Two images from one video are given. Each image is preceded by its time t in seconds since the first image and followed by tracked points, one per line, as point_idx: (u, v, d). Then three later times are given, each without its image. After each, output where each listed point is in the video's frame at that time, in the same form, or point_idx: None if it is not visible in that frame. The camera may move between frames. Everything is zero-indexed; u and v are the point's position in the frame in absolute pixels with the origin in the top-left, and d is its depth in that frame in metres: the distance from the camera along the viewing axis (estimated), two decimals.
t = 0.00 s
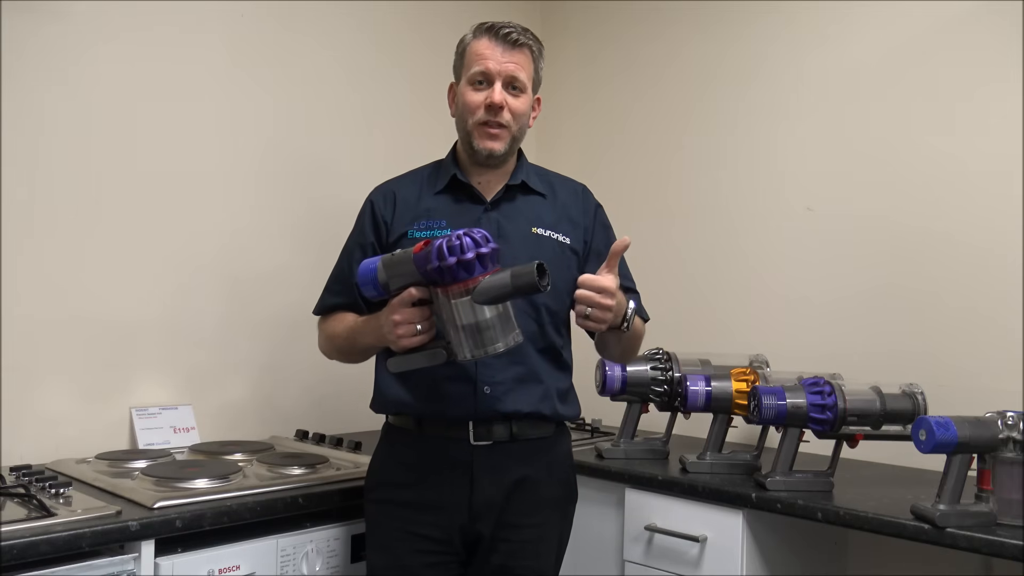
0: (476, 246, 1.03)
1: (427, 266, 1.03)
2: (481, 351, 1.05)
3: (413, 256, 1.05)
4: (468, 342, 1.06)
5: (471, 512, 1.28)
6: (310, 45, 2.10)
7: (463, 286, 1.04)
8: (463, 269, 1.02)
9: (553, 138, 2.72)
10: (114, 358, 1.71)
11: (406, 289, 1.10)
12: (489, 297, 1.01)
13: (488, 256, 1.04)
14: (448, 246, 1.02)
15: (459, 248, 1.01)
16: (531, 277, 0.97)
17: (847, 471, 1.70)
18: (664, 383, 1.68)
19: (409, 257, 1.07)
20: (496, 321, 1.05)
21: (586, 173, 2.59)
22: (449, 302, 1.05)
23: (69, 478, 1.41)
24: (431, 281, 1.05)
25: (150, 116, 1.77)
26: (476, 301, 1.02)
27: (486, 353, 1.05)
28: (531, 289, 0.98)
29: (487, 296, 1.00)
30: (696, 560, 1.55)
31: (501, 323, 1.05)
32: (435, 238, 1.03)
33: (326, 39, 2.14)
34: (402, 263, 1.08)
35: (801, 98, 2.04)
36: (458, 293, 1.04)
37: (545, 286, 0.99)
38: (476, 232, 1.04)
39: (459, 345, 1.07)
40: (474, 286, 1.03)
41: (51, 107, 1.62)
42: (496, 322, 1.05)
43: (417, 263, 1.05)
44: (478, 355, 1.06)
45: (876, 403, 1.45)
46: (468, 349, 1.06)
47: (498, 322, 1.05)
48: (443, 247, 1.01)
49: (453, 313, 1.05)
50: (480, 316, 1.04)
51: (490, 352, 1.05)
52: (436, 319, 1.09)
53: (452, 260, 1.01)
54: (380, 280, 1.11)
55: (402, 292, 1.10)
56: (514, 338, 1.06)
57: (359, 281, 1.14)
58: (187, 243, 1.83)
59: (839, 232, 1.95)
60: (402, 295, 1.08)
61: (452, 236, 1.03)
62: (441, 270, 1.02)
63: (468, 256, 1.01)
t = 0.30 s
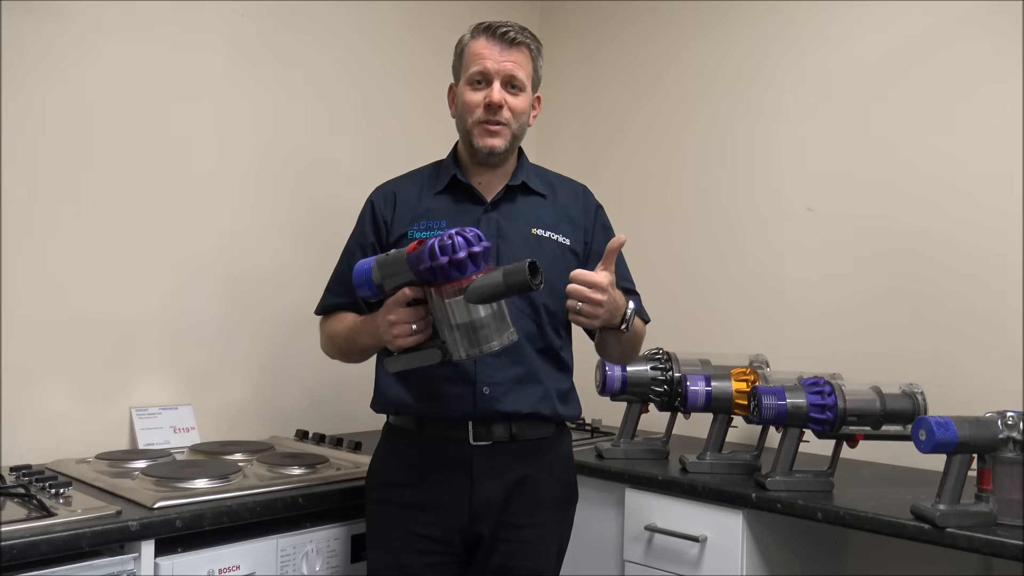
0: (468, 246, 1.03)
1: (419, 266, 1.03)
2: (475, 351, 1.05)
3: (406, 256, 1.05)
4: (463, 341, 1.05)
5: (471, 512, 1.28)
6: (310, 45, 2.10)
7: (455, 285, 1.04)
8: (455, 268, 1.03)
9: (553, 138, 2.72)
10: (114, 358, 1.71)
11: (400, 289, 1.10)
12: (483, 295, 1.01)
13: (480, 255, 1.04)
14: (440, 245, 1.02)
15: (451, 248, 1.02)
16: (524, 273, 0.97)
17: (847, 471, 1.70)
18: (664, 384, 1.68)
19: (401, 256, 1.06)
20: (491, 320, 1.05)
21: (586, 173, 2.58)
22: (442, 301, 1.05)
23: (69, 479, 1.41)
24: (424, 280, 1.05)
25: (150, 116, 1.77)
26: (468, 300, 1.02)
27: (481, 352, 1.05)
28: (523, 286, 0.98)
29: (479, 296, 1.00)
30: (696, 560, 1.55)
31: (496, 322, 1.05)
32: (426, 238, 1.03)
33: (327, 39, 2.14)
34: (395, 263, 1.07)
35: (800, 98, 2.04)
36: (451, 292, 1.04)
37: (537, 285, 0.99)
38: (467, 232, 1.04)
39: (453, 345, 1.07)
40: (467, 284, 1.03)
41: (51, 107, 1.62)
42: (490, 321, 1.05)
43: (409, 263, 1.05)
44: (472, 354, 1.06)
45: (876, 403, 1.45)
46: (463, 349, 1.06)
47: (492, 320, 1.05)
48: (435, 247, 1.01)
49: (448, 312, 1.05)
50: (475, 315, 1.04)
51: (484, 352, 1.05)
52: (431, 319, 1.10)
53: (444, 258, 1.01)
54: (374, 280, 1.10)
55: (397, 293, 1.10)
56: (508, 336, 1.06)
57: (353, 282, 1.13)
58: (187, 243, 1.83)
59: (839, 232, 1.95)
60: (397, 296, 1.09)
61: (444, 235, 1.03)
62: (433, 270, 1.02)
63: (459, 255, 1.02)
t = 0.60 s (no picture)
0: (484, 254, 1.03)
1: (434, 271, 1.04)
2: (483, 360, 1.06)
3: (420, 260, 1.06)
4: (470, 349, 1.06)
5: (470, 511, 1.28)
6: (310, 45, 2.10)
7: (468, 294, 1.03)
8: (470, 276, 1.02)
9: (553, 138, 2.72)
10: (114, 358, 1.71)
11: (411, 293, 1.10)
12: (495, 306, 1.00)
13: (495, 265, 1.04)
14: (456, 252, 1.02)
15: (467, 255, 1.02)
16: (538, 288, 0.97)
17: (847, 471, 1.70)
18: (664, 384, 1.68)
19: (414, 260, 1.07)
20: (500, 330, 1.05)
21: (585, 173, 2.58)
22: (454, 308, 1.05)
23: (69, 478, 1.41)
24: (437, 286, 1.05)
25: (150, 117, 1.77)
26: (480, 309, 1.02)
27: (488, 362, 1.06)
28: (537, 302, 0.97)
29: (491, 305, 1.00)
30: (696, 560, 1.55)
31: (505, 333, 1.05)
32: (443, 244, 1.04)
33: (327, 39, 2.14)
34: (407, 267, 1.08)
35: (800, 98, 2.04)
36: (464, 300, 1.04)
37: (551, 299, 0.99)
38: (484, 240, 1.04)
39: (461, 352, 1.07)
40: (480, 293, 1.03)
41: (51, 107, 1.62)
42: (499, 332, 1.05)
43: (424, 267, 1.05)
44: (479, 363, 1.06)
45: (876, 403, 1.45)
46: (471, 357, 1.06)
47: (501, 333, 1.05)
48: (451, 253, 1.02)
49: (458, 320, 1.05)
50: (485, 324, 1.04)
51: (491, 362, 1.05)
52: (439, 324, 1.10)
53: (458, 265, 1.01)
54: (385, 282, 1.10)
55: (407, 297, 1.10)
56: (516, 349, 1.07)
57: (364, 283, 1.13)
58: (187, 243, 1.83)
59: (839, 232, 1.95)
60: (408, 299, 1.09)
61: (460, 242, 1.03)
62: (448, 276, 1.02)
63: (475, 263, 1.02)
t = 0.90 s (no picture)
0: (501, 255, 1.05)
1: (450, 270, 1.04)
2: (491, 360, 1.07)
3: (435, 259, 1.07)
4: (479, 349, 1.07)
5: (470, 511, 1.28)
6: (310, 46, 2.10)
7: (484, 293, 1.05)
8: (487, 275, 1.04)
9: (553, 138, 2.72)
10: (114, 358, 1.71)
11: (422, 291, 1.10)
12: (511, 304, 1.04)
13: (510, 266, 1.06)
14: (474, 251, 1.03)
15: (485, 254, 1.03)
16: (554, 290, 1.03)
17: (847, 471, 1.70)
18: (664, 383, 1.68)
19: (428, 259, 1.07)
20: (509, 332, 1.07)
21: (585, 173, 2.58)
22: (466, 308, 1.06)
23: (69, 479, 1.41)
24: (451, 285, 1.06)
25: (150, 117, 1.77)
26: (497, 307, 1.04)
27: (496, 362, 1.07)
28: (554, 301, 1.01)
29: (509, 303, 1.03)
30: (696, 560, 1.55)
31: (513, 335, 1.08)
32: (459, 243, 1.05)
33: (328, 38, 2.14)
34: (419, 265, 1.08)
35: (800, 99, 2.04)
36: (478, 299, 1.05)
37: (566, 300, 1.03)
38: (500, 242, 1.06)
39: (469, 351, 1.08)
40: (496, 292, 1.05)
41: (51, 107, 1.62)
42: (508, 333, 1.07)
43: (439, 266, 1.06)
44: (487, 362, 1.08)
45: (876, 403, 1.45)
46: (478, 357, 1.07)
47: (509, 334, 1.07)
48: (469, 252, 1.03)
49: (468, 320, 1.06)
50: (495, 325, 1.06)
51: (499, 362, 1.07)
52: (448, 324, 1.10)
53: (477, 264, 1.02)
54: (396, 280, 1.10)
55: (418, 294, 1.10)
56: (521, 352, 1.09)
57: (373, 281, 1.13)
58: (187, 243, 1.83)
59: (839, 232, 1.95)
60: (420, 296, 1.09)
61: (477, 243, 1.04)
62: (464, 275, 1.03)
63: (493, 263, 1.03)
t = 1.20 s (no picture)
0: (501, 253, 1.05)
1: (449, 268, 1.04)
2: (492, 358, 1.07)
3: (434, 258, 1.06)
4: (480, 348, 1.07)
5: (471, 512, 1.28)
6: (310, 46, 2.10)
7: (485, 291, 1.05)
8: (487, 273, 1.04)
9: (553, 138, 2.72)
10: (114, 358, 1.71)
11: (422, 289, 1.09)
12: (513, 302, 1.04)
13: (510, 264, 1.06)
14: (474, 250, 1.03)
15: (485, 253, 1.03)
16: (554, 287, 1.03)
17: (847, 471, 1.70)
18: (664, 384, 1.68)
19: (427, 258, 1.07)
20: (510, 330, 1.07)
21: (585, 173, 2.58)
22: (466, 306, 1.06)
23: (69, 479, 1.41)
24: (451, 284, 1.06)
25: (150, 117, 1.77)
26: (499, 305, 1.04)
27: (496, 360, 1.07)
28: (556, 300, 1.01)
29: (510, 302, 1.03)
30: (696, 561, 1.55)
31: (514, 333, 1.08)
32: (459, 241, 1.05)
33: (328, 38, 2.14)
34: (419, 265, 1.08)
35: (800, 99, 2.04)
36: (479, 298, 1.05)
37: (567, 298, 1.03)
38: (500, 240, 1.06)
39: (469, 350, 1.08)
40: (497, 291, 1.05)
41: (50, 107, 1.62)
42: (508, 331, 1.07)
43: (439, 264, 1.05)
44: (487, 361, 1.07)
45: (876, 403, 1.45)
46: (479, 355, 1.07)
47: (509, 332, 1.08)
48: (469, 251, 1.03)
49: (469, 318, 1.06)
50: (496, 323, 1.06)
51: (500, 360, 1.07)
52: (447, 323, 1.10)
53: (477, 262, 1.02)
54: (395, 279, 1.11)
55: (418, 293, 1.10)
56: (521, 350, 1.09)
57: (372, 280, 1.13)
58: (187, 242, 1.83)
59: (838, 232, 1.95)
60: (420, 295, 1.08)
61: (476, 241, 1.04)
62: (465, 273, 1.03)
63: (493, 261, 1.03)
